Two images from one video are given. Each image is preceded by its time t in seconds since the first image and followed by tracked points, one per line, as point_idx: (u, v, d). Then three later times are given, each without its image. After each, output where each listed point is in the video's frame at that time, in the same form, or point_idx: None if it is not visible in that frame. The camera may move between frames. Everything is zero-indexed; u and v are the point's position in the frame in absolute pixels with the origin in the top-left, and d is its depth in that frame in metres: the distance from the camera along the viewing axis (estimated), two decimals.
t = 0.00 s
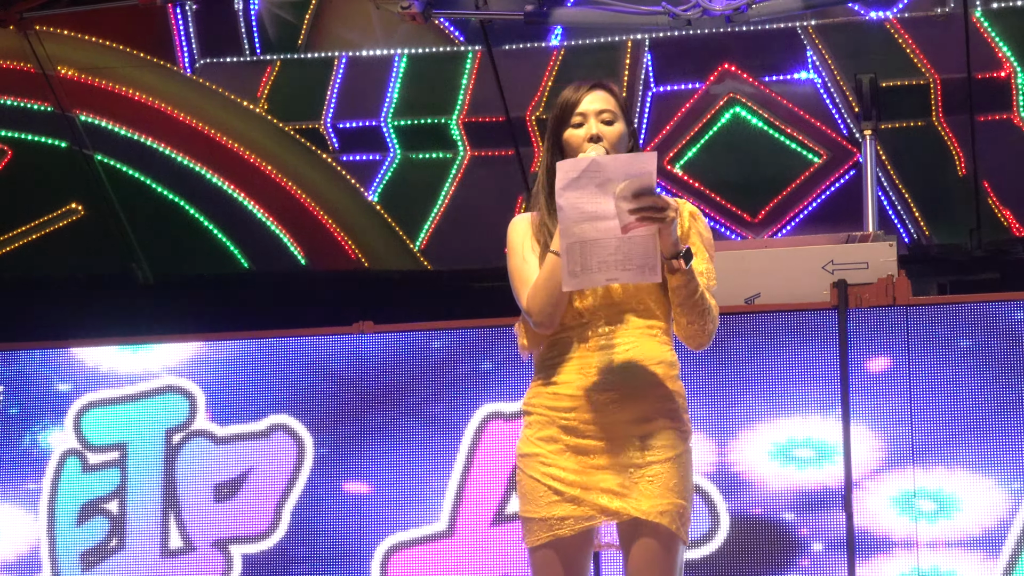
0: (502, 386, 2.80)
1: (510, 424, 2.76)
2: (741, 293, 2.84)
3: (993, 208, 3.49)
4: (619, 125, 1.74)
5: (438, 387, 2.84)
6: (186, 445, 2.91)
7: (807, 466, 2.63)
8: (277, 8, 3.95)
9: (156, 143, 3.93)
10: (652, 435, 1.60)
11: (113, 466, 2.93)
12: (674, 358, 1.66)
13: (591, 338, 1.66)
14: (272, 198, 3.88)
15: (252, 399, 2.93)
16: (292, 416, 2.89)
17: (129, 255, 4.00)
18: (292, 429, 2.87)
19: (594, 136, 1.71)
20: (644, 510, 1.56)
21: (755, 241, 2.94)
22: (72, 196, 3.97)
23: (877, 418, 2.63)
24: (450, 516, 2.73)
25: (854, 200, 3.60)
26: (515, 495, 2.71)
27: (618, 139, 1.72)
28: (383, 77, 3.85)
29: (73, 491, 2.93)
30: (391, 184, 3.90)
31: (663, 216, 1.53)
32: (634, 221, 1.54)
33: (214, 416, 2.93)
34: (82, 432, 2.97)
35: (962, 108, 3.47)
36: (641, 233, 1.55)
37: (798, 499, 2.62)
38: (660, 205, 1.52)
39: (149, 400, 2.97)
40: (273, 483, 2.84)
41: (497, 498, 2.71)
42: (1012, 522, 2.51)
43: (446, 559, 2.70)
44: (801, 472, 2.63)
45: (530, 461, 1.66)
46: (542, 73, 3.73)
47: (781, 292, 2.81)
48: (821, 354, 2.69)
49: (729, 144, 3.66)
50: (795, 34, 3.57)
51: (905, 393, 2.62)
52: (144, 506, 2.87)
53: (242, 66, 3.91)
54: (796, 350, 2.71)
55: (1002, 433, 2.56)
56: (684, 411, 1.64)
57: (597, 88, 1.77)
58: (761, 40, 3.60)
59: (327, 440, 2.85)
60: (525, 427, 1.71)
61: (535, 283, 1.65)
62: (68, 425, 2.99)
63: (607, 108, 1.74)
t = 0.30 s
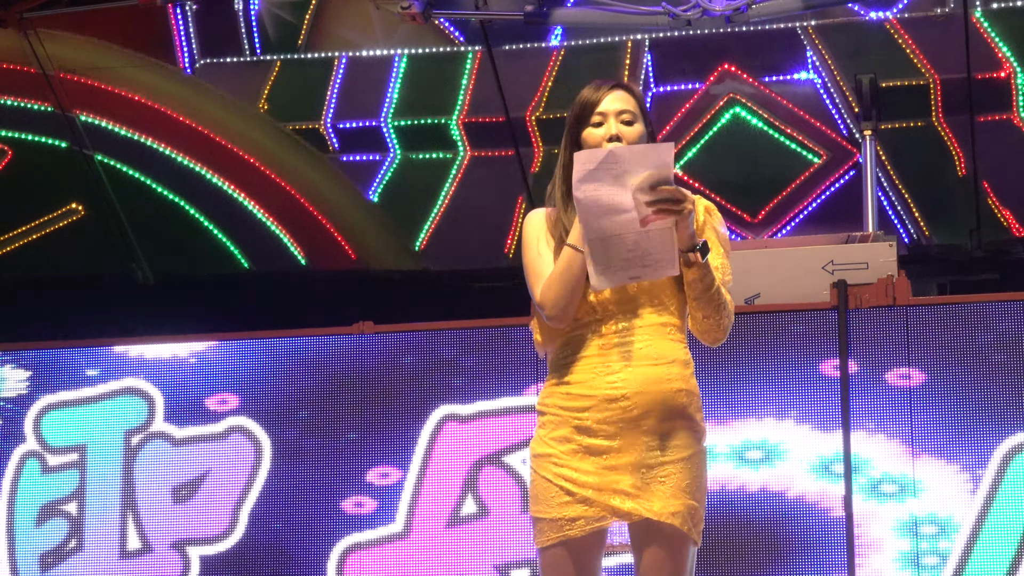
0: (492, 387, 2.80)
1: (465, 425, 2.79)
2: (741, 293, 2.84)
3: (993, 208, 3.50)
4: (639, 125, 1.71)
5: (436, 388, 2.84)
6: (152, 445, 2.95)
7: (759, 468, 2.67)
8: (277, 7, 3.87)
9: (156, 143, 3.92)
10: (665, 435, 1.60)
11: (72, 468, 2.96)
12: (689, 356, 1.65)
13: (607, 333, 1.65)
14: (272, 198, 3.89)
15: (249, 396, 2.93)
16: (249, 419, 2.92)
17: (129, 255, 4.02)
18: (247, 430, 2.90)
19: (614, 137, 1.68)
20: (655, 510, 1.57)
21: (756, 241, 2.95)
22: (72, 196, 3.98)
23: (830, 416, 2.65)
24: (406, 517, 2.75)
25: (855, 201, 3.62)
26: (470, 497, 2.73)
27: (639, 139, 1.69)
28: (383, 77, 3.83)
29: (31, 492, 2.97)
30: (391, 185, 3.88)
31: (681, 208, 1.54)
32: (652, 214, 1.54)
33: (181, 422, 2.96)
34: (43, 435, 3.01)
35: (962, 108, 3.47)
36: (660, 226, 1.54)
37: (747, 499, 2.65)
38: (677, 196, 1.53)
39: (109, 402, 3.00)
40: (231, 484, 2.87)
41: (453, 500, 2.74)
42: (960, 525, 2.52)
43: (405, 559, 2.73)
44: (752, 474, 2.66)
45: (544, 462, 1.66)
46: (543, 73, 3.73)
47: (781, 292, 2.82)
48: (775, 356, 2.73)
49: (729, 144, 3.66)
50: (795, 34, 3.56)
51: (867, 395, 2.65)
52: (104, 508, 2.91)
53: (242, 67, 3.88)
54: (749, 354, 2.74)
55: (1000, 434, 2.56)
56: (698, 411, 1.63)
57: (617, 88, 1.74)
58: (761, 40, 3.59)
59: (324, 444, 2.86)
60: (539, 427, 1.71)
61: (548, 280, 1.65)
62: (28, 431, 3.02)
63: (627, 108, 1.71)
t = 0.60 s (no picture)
0: (474, 390, 2.81)
1: (427, 428, 2.81)
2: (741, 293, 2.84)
3: (992, 208, 3.49)
4: (649, 126, 1.70)
5: (438, 386, 2.84)
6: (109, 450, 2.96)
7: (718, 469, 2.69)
8: (277, 8, 3.91)
9: (156, 143, 3.91)
10: (672, 436, 1.60)
11: (37, 470, 2.96)
12: (698, 356, 1.65)
13: (615, 334, 1.65)
14: (272, 197, 3.88)
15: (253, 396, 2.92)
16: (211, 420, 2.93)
17: (129, 254, 4.00)
18: (210, 432, 2.92)
19: (623, 137, 1.68)
20: (662, 512, 1.57)
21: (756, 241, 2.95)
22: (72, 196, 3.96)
23: (788, 420, 2.68)
24: (367, 519, 2.77)
25: (855, 200, 3.61)
26: (431, 499, 2.76)
27: (648, 139, 1.69)
28: (383, 77, 3.84)
29: None
30: (392, 184, 3.89)
31: (689, 208, 1.53)
32: (660, 214, 1.53)
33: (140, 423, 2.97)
34: (7, 437, 3.01)
35: (963, 108, 3.48)
36: (668, 225, 1.54)
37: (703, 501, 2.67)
38: (687, 196, 1.51)
39: (70, 404, 3.00)
40: (193, 486, 2.89)
41: (414, 502, 2.76)
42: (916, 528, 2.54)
43: (368, 559, 2.75)
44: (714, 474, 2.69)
45: (552, 462, 1.65)
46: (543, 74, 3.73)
47: (781, 295, 2.82)
48: (742, 360, 2.74)
49: (729, 145, 3.65)
50: (795, 34, 3.57)
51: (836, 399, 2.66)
52: (68, 507, 2.92)
53: (242, 66, 3.89)
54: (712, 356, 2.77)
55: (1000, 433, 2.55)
56: (707, 412, 1.62)
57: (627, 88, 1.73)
58: (761, 40, 3.59)
59: (324, 445, 2.86)
60: (548, 428, 1.71)
61: (559, 282, 1.65)
62: None
63: (637, 109, 1.70)
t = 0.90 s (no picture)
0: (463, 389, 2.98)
1: (383, 429, 2.99)
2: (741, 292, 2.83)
3: (993, 208, 3.51)
4: (652, 126, 1.71)
5: (439, 381, 3.00)
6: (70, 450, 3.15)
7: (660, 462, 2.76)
8: (277, 7, 3.85)
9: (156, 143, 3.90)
10: (675, 435, 1.60)
11: None
12: (702, 356, 1.65)
13: (618, 333, 1.65)
14: (272, 197, 3.88)
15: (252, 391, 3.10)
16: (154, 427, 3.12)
17: (129, 255, 4.03)
18: (167, 432, 3.11)
19: (628, 137, 1.68)
20: (663, 511, 1.57)
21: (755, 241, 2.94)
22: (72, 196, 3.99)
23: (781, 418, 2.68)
24: (323, 520, 2.95)
25: (855, 200, 3.63)
26: (388, 500, 2.92)
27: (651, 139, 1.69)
28: (383, 77, 3.83)
29: None
30: (392, 185, 3.87)
31: (689, 205, 1.51)
32: (660, 212, 1.51)
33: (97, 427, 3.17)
34: None
35: (962, 108, 3.48)
36: (669, 223, 1.52)
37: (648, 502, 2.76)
38: (686, 194, 1.50)
39: (34, 405, 3.20)
40: (152, 486, 3.07)
41: (370, 503, 2.92)
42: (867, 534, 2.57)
43: (321, 557, 2.92)
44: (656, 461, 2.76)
45: (554, 459, 1.66)
46: (542, 74, 3.72)
47: (781, 292, 2.82)
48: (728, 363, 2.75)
49: (729, 144, 3.65)
50: (795, 34, 3.55)
51: (822, 405, 2.67)
52: (30, 506, 3.10)
53: (242, 67, 3.85)
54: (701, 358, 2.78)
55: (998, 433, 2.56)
56: (710, 413, 1.62)
57: (630, 88, 1.74)
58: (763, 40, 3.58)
59: (324, 442, 3.02)
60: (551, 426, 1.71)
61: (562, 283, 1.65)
62: None
63: (640, 109, 1.70)
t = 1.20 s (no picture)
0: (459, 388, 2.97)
1: (345, 429, 2.99)
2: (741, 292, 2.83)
3: (993, 208, 3.51)
4: (650, 125, 1.70)
5: (436, 373, 3.00)
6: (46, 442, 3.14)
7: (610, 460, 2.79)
8: (277, 7, 3.89)
9: (156, 143, 3.91)
10: (673, 435, 1.59)
11: None
12: (700, 357, 1.65)
13: (616, 333, 1.65)
14: (272, 198, 3.89)
15: (251, 392, 3.09)
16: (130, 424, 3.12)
17: (129, 255, 4.02)
18: (132, 434, 3.11)
19: (625, 137, 1.68)
20: (661, 511, 1.58)
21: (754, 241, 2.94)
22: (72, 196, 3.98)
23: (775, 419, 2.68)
24: (284, 520, 2.94)
25: (855, 200, 3.63)
26: (348, 501, 2.92)
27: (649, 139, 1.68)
28: (383, 76, 3.82)
29: None
30: (391, 184, 3.88)
31: (685, 203, 1.51)
32: (657, 211, 1.51)
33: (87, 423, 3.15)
34: None
35: (963, 108, 3.47)
36: (666, 221, 1.52)
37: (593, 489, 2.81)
38: (682, 192, 1.50)
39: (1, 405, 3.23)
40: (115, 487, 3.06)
41: (331, 504, 2.92)
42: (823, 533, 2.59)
43: (308, 553, 2.90)
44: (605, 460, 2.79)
45: (551, 457, 1.66)
46: (542, 73, 3.72)
47: (782, 292, 2.81)
48: (728, 363, 2.75)
49: (729, 145, 3.66)
50: (795, 34, 3.56)
51: (820, 405, 2.67)
52: None
53: (242, 67, 3.87)
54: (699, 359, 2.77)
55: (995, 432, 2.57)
56: (707, 413, 1.62)
57: (628, 88, 1.73)
58: (762, 39, 3.59)
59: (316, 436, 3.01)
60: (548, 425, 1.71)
61: (559, 283, 1.65)
62: None
63: (638, 109, 1.70)
